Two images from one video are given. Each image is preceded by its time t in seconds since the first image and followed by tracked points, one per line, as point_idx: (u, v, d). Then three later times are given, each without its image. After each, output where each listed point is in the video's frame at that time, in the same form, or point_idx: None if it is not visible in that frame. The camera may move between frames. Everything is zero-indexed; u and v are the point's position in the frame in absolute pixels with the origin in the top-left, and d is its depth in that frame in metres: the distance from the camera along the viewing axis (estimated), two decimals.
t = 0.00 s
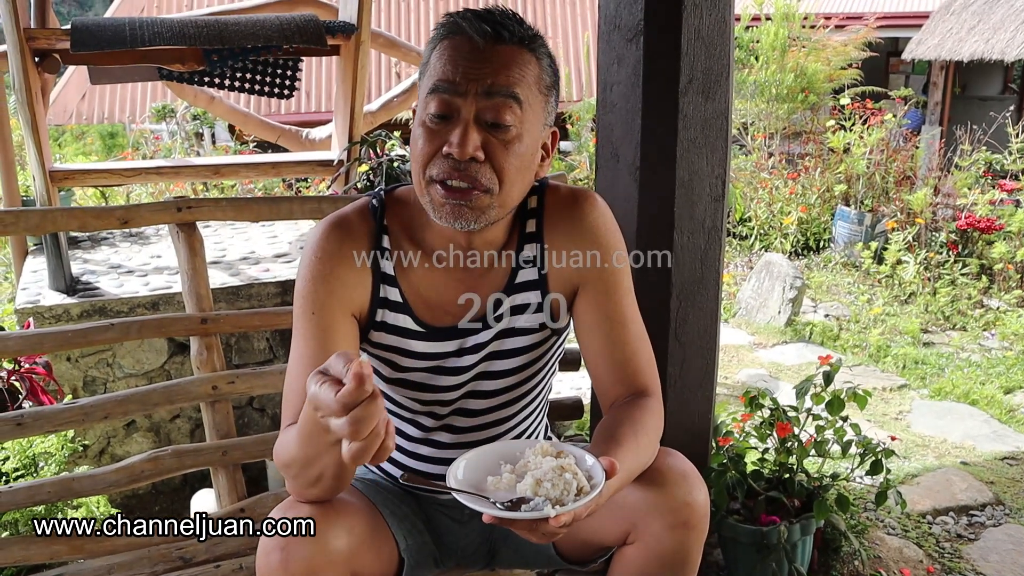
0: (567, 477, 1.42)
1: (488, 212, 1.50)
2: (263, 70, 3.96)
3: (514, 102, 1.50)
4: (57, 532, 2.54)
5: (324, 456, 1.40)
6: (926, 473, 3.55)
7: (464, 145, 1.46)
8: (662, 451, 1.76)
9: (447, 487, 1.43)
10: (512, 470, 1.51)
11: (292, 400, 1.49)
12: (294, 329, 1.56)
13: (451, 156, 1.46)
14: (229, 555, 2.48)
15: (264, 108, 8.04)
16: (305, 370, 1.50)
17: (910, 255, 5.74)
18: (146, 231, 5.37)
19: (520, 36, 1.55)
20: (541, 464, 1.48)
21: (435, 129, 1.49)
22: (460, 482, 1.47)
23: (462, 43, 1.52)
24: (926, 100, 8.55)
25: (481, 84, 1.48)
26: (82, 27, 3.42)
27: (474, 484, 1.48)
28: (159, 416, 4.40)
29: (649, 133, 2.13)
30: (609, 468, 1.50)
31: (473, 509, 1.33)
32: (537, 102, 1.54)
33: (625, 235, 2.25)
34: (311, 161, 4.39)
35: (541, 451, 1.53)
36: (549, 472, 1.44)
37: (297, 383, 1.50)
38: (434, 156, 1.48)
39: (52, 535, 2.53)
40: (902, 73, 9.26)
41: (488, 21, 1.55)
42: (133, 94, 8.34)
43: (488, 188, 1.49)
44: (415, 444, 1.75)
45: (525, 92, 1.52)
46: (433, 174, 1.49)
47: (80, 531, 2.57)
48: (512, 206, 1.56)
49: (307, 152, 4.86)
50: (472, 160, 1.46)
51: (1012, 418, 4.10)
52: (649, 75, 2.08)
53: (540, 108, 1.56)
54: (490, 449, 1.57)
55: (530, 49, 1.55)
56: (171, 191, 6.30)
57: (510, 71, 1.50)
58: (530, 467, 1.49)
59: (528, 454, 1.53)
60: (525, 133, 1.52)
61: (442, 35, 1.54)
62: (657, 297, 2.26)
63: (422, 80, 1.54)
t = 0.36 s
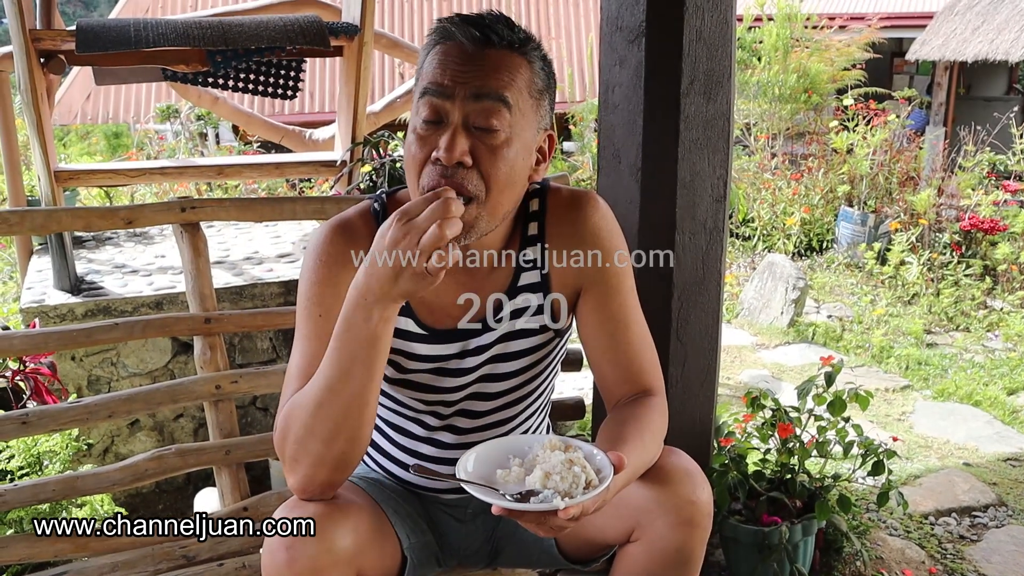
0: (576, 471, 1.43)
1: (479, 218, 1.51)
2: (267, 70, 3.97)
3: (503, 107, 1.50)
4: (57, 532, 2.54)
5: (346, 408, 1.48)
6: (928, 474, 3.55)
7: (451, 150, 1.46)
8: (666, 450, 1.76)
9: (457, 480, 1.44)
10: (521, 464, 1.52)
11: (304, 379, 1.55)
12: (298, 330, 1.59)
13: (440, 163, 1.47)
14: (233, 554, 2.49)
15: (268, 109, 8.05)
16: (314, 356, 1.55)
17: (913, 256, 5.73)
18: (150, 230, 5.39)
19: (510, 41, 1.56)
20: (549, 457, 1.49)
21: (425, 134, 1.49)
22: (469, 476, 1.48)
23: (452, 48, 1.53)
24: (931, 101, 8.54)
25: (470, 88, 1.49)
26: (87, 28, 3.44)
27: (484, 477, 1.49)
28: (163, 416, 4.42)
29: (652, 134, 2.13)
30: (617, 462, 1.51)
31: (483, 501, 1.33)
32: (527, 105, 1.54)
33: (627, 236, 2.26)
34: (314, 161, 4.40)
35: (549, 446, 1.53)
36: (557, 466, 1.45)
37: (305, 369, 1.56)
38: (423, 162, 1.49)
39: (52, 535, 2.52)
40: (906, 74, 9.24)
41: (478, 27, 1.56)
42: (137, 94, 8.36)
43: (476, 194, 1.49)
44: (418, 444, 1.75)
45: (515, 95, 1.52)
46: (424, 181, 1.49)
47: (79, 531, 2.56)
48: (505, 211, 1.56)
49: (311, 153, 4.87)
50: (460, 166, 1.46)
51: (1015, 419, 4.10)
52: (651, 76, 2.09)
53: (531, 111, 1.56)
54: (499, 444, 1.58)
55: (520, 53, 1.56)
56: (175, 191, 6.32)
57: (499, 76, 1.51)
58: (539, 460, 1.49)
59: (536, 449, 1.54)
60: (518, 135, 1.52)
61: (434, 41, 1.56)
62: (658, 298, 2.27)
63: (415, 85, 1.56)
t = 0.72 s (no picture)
0: (586, 469, 1.43)
1: (482, 216, 1.51)
2: (270, 70, 3.98)
3: (506, 106, 1.51)
4: (57, 532, 2.54)
5: (347, 401, 1.49)
6: (931, 473, 3.54)
7: (455, 150, 1.47)
8: (670, 448, 1.76)
9: (466, 478, 1.45)
10: (530, 463, 1.52)
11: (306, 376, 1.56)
12: (303, 330, 1.60)
13: (442, 163, 1.48)
14: (237, 551, 2.50)
15: (271, 108, 8.06)
16: (317, 354, 1.56)
17: (917, 256, 5.73)
18: (154, 230, 5.40)
19: (512, 40, 1.56)
20: (559, 456, 1.50)
21: (427, 134, 1.50)
22: (479, 474, 1.49)
23: (453, 48, 1.53)
24: (934, 100, 8.52)
25: (471, 89, 1.50)
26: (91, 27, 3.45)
27: (493, 476, 1.50)
28: (166, 414, 4.43)
29: (655, 133, 2.13)
30: (625, 461, 1.52)
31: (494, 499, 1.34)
32: (530, 103, 1.55)
33: (630, 234, 2.26)
34: (318, 160, 4.41)
35: (558, 445, 1.54)
36: (567, 464, 1.45)
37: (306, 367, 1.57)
38: (427, 162, 1.50)
39: (52, 535, 2.53)
40: (909, 73, 9.22)
41: (478, 26, 1.56)
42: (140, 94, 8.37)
43: (481, 193, 1.49)
44: (422, 441, 1.75)
45: (516, 94, 1.52)
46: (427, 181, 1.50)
47: (80, 531, 2.57)
48: (510, 209, 1.57)
49: (313, 152, 4.87)
50: (463, 166, 1.47)
51: (1019, 418, 4.09)
52: (654, 75, 2.09)
53: (531, 109, 1.55)
54: (507, 443, 1.58)
55: (521, 52, 1.56)
56: (178, 190, 6.33)
57: (499, 75, 1.51)
58: (548, 459, 1.50)
59: (545, 448, 1.55)
60: (519, 134, 1.52)
61: (434, 41, 1.56)
62: (661, 296, 2.27)
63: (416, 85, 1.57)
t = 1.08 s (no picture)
0: (622, 471, 1.42)
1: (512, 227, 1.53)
2: (275, 65, 3.98)
3: (544, 119, 1.51)
4: (57, 532, 2.54)
5: (331, 398, 1.52)
6: (934, 470, 3.54)
7: (501, 165, 1.47)
8: (672, 446, 1.76)
9: (499, 483, 1.43)
10: (559, 466, 1.51)
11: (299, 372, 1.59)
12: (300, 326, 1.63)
13: (486, 177, 1.47)
14: (240, 546, 2.52)
15: (275, 102, 8.05)
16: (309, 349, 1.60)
17: (921, 252, 5.72)
18: (159, 224, 5.41)
19: (548, 50, 1.55)
20: (590, 458, 1.49)
21: (463, 142, 1.48)
22: (511, 478, 1.47)
23: (492, 54, 1.50)
24: (940, 96, 8.48)
25: (514, 100, 1.48)
26: (96, 22, 3.46)
27: (525, 480, 1.48)
28: (170, 409, 4.44)
29: (659, 129, 2.13)
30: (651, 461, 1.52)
31: (535, 504, 1.32)
32: (560, 115, 1.56)
33: (634, 231, 2.26)
34: (322, 155, 4.42)
35: (585, 447, 1.54)
36: (602, 467, 1.45)
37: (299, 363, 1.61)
38: (466, 171, 1.48)
39: (53, 535, 2.53)
40: (915, 68, 9.19)
41: (516, 33, 1.53)
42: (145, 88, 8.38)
43: (517, 205, 1.51)
44: (422, 437, 1.76)
45: (551, 106, 1.53)
46: (462, 191, 1.49)
47: (80, 530, 2.57)
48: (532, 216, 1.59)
49: (318, 147, 4.87)
50: (506, 180, 1.47)
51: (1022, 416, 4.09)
52: (658, 72, 2.08)
53: (560, 120, 1.57)
54: (533, 447, 1.57)
55: (556, 63, 1.56)
56: (183, 185, 6.34)
57: (538, 88, 1.51)
58: (579, 462, 1.50)
59: (572, 450, 1.54)
60: (550, 146, 1.54)
61: (468, 42, 1.52)
62: (664, 292, 2.27)
63: (444, 84, 1.52)
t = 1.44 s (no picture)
0: (652, 470, 1.39)
1: (526, 223, 1.53)
2: (278, 63, 3.98)
3: (561, 113, 1.54)
4: (57, 532, 2.54)
5: (365, 425, 1.45)
6: (936, 470, 3.54)
7: (522, 157, 1.47)
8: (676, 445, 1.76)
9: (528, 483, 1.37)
10: (584, 466, 1.46)
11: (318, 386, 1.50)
12: (300, 322, 1.55)
13: (507, 169, 1.47)
14: (242, 543, 2.52)
15: (278, 101, 8.05)
16: (322, 353, 1.52)
17: (924, 251, 5.71)
18: (162, 222, 5.42)
19: (563, 47, 1.58)
20: (615, 458, 1.45)
21: (483, 135, 1.48)
22: (540, 479, 1.41)
23: (514, 48, 1.51)
24: (944, 95, 8.46)
25: (535, 93, 1.50)
26: (100, 20, 3.46)
27: (554, 481, 1.42)
28: (173, 407, 4.45)
29: (661, 129, 2.13)
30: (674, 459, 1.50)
31: (572, 504, 1.27)
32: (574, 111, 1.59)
33: (636, 230, 2.26)
34: (325, 154, 4.42)
35: (609, 447, 1.50)
36: (632, 466, 1.41)
37: (305, 368, 1.52)
38: (484, 163, 1.48)
39: (52, 535, 2.53)
40: (919, 68, 9.16)
41: (536, 28, 1.56)
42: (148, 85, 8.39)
43: (532, 199, 1.51)
44: (423, 435, 1.76)
45: (567, 100, 1.55)
46: (481, 183, 1.49)
47: (79, 531, 2.58)
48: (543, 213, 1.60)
49: (320, 145, 4.87)
50: (526, 173, 1.48)
51: None
52: (660, 71, 2.08)
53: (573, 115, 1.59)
54: (553, 447, 1.52)
55: (569, 59, 1.58)
56: (186, 183, 6.35)
57: (555, 82, 1.53)
58: (605, 462, 1.45)
59: (595, 450, 1.50)
60: (564, 141, 1.56)
61: (487, 36, 1.53)
62: (665, 291, 2.27)
63: (461, 78, 1.52)
